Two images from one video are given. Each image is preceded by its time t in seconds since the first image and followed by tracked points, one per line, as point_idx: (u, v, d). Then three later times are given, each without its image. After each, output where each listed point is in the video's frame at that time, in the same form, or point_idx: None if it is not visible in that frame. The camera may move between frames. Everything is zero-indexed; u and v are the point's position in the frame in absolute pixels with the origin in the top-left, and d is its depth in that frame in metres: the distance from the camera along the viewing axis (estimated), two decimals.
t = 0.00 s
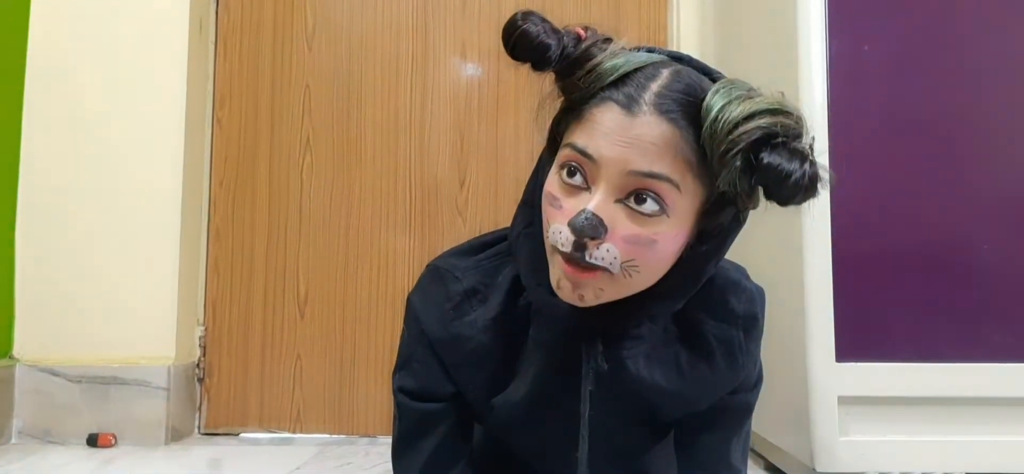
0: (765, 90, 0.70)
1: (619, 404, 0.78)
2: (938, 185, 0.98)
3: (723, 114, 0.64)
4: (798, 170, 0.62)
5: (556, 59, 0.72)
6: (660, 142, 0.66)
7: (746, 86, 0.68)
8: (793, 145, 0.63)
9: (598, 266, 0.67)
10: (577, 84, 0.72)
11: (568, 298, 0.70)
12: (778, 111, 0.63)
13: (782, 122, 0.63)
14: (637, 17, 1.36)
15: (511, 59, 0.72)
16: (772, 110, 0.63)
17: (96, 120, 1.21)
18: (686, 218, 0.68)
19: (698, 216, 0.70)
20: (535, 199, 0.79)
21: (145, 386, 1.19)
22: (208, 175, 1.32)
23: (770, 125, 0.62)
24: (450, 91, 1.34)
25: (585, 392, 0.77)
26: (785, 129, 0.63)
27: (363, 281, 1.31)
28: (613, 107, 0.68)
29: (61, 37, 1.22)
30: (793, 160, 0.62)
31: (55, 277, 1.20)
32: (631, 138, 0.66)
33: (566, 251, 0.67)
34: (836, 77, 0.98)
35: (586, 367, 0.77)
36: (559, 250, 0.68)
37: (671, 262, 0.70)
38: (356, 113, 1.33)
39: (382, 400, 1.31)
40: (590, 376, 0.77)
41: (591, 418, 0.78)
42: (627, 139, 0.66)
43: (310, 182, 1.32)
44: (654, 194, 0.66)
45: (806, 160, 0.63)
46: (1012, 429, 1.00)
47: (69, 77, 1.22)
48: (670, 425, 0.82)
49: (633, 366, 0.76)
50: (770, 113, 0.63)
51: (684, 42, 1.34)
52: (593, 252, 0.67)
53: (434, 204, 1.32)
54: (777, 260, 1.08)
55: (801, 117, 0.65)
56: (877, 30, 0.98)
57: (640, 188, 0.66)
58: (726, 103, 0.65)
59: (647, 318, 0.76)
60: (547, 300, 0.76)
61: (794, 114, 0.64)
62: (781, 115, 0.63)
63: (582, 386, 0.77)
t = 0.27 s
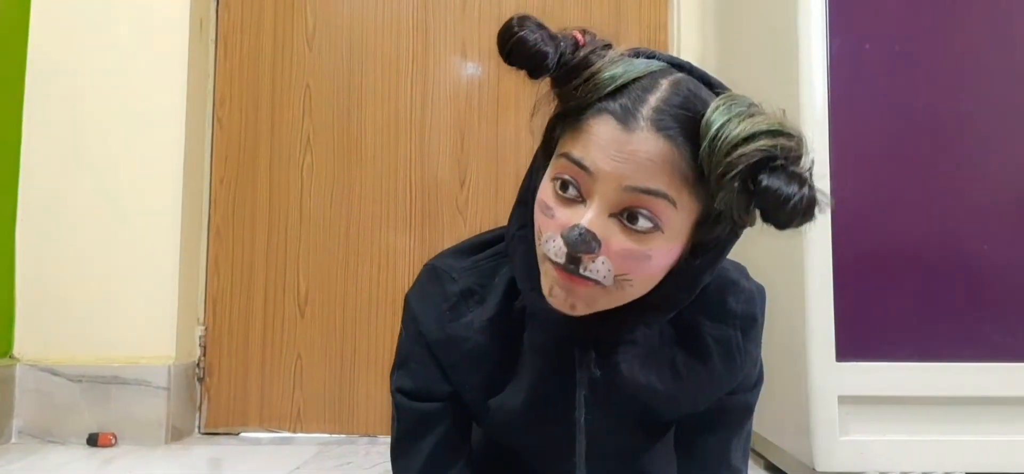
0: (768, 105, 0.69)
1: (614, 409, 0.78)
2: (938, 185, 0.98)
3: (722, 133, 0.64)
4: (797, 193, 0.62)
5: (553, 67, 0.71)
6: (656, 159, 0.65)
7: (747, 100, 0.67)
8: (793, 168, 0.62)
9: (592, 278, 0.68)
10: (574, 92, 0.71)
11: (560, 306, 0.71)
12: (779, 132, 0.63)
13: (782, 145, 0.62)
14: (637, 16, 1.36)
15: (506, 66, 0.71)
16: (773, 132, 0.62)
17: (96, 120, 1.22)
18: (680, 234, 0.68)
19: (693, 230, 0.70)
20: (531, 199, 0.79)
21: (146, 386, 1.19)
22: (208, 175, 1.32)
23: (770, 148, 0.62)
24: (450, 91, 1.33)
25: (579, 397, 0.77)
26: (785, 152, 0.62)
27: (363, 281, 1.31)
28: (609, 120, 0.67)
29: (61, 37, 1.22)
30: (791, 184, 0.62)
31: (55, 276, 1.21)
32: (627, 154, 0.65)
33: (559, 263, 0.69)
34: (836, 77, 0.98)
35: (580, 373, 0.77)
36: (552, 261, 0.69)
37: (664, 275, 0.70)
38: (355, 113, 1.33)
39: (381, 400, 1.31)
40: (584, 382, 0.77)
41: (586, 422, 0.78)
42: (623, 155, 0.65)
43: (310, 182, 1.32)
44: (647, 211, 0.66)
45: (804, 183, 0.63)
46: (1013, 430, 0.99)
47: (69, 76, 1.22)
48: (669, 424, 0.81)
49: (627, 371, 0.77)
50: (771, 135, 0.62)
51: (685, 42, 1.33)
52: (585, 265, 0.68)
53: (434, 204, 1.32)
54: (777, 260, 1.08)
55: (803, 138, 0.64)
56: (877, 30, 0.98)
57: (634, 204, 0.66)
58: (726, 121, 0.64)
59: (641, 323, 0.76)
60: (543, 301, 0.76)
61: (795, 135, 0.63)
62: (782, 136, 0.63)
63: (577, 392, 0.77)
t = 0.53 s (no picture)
0: (759, 111, 0.67)
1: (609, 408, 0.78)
2: (938, 184, 0.98)
3: (706, 141, 0.63)
4: (780, 202, 0.61)
5: (541, 72, 0.71)
6: (641, 167, 0.65)
7: (735, 106, 0.66)
8: (777, 177, 0.62)
9: (581, 285, 0.68)
10: (562, 98, 0.70)
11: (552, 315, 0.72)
12: (763, 141, 0.62)
13: (766, 153, 0.62)
14: (637, 16, 1.36)
15: (494, 71, 0.71)
16: (758, 141, 0.62)
17: (97, 120, 1.22)
18: (668, 240, 0.68)
19: (682, 236, 0.69)
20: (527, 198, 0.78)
21: (146, 385, 1.19)
22: (209, 175, 1.33)
23: (753, 157, 0.61)
24: (450, 90, 1.33)
25: (574, 397, 0.77)
26: (769, 161, 0.62)
27: (363, 281, 1.31)
28: (595, 127, 0.67)
29: (61, 36, 1.22)
30: (775, 193, 0.61)
31: (56, 276, 1.21)
32: (612, 163, 0.65)
33: (548, 271, 0.69)
34: (835, 76, 0.98)
35: (574, 373, 0.77)
36: (543, 269, 0.69)
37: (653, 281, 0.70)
38: (355, 113, 1.33)
39: (382, 399, 1.31)
40: (579, 381, 0.77)
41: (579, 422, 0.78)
42: (608, 163, 0.65)
43: (310, 182, 1.32)
44: (634, 219, 0.66)
45: (788, 192, 0.62)
46: (1014, 429, 0.99)
47: (70, 76, 1.22)
48: (669, 423, 0.81)
49: (622, 370, 0.77)
50: (755, 143, 0.62)
51: (685, 41, 1.33)
52: (574, 273, 0.68)
53: (434, 203, 1.32)
54: (777, 259, 1.07)
55: (788, 145, 0.64)
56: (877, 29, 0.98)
57: (621, 212, 0.66)
58: (712, 128, 0.63)
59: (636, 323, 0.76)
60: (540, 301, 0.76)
61: (780, 143, 0.63)
62: (766, 145, 0.62)
63: (571, 390, 0.77)
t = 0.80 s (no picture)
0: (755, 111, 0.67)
1: (606, 411, 0.78)
2: (938, 185, 0.98)
3: (701, 143, 0.63)
4: (776, 202, 0.61)
5: (534, 78, 0.70)
6: (636, 170, 0.65)
7: (730, 105, 0.66)
8: (772, 176, 0.62)
9: (580, 286, 0.68)
10: (556, 102, 0.70)
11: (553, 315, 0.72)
12: (757, 141, 0.62)
13: (761, 153, 0.61)
14: (637, 16, 1.36)
15: (487, 78, 0.71)
16: (752, 140, 0.62)
17: (97, 120, 1.22)
18: (666, 240, 0.68)
19: (680, 236, 0.69)
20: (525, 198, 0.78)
21: (146, 385, 1.19)
22: (208, 174, 1.33)
23: (748, 157, 0.61)
24: (450, 91, 1.33)
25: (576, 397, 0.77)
26: (764, 160, 0.62)
27: (363, 281, 1.32)
28: (589, 131, 0.66)
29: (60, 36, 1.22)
30: (770, 192, 0.61)
31: (55, 276, 1.21)
32: (607, 167, 0.65)
33: (548, 272, 0.69)
34: (835, 76, 0.98)
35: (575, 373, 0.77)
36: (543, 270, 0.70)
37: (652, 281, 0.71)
38: (355, 113, 1.33)
39: (382, 399, 1.31)
40: (580, 382, 0.77)
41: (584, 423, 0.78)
42: (603, 166, 0.65)
43: (310, 182, 1.33)
44: (631, 221, 0.66)
45: (784, 191, 0.62)
46: (1013, 429, 0.99)
47: (70, 76, 1.22)
48: (669, 424, 0.80)
49: (622, 370, 0.77)
50: (750, 143, 0.62)
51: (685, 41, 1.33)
52: (572, 276, 0.68)
53: (434, 204, 1.32)
54: (777, 259, 1.07)
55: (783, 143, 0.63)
56: (876, 29, 0.98)
57: (617, 215, 0.66)
58: (706, 129, 0.63)
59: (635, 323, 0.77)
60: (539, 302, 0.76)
61: (775, 142, 0.62)
62: (761, 144, 0.62)
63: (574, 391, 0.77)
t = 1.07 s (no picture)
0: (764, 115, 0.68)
1: (605, 408, 0.78)
2: (937, 184, 0.98)
3: (707, 140, 0.63)
4: (776, 204, 0.62)
5: (549, 64, 0.72)
6: (640, 163, 0.65)
7: (740, 109, 0.66)
8: (775, 179, 0.63)
9: (574, 277, 0.68)
10: (569, 90, 0.71)
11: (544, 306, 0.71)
12: (763, 142, 0.63)
13: (766, 155, 0.62)
14: (637, 15, 1.36)
15: (504, 60, 0.73)
16: (758, 142, 0.62)
17: (96, 120, 1.22)
18: (665, 237, 0.68)
19: (680, 235, 0.69)
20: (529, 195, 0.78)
21: (146, 385, 1.19)
22: (208, 174, 1.33)
23: (752, 158, 0.62)
24: (450, 90, 1.33)
25: (568, 395, 0.77)
26: (768, 162, 0.62)
27: (363, 280, 1.32)
28: (598, 120, 0.67)
29: (60, 36, 1.22)
30: (773, 194, 0.62)
31: (55, 275, 1.21)
32: (613, 156, 0.65)
33: (543, 259, 0.68)
34: (835, 76, 0.98)
35: (568, 371, 0.77)
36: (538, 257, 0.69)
37: (649, 279, 0.70)
38: (356, 112, 1.33)
39: (382, 399, 1.31)
40: (573, 381, 0.77)
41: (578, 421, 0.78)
42: (608, 156, 0.65)
43: (310, 181, 1.33)
44: (631, 213, 0.66)
45: (786, 195, 0.63)
46: (1014, 429, 0.99)
47: (70, 76, 1.22)
48: (667, 423, 0.80)
49: (620, 368, 0.77)
50: (756, 144, 0.62)
51: (685, 41, 1.33)
52: (567, 264, 0.67)
53: (434, 203, 1.32)
54: (777, 258, 1.07)
55: (788, 148, 0.64)
56: (876, 28, 0.98)
57: (617, 205, 0.66)
58: (714, 128, 0.64)
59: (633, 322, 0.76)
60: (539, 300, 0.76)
61: (780, 146, 0.63)
62: (766, 146, 0.63)
63: (565, 390, 0.77)
